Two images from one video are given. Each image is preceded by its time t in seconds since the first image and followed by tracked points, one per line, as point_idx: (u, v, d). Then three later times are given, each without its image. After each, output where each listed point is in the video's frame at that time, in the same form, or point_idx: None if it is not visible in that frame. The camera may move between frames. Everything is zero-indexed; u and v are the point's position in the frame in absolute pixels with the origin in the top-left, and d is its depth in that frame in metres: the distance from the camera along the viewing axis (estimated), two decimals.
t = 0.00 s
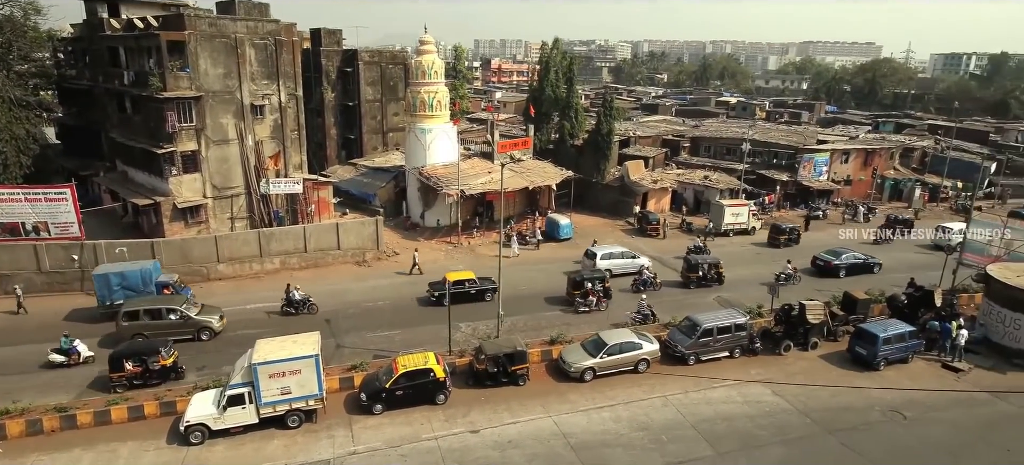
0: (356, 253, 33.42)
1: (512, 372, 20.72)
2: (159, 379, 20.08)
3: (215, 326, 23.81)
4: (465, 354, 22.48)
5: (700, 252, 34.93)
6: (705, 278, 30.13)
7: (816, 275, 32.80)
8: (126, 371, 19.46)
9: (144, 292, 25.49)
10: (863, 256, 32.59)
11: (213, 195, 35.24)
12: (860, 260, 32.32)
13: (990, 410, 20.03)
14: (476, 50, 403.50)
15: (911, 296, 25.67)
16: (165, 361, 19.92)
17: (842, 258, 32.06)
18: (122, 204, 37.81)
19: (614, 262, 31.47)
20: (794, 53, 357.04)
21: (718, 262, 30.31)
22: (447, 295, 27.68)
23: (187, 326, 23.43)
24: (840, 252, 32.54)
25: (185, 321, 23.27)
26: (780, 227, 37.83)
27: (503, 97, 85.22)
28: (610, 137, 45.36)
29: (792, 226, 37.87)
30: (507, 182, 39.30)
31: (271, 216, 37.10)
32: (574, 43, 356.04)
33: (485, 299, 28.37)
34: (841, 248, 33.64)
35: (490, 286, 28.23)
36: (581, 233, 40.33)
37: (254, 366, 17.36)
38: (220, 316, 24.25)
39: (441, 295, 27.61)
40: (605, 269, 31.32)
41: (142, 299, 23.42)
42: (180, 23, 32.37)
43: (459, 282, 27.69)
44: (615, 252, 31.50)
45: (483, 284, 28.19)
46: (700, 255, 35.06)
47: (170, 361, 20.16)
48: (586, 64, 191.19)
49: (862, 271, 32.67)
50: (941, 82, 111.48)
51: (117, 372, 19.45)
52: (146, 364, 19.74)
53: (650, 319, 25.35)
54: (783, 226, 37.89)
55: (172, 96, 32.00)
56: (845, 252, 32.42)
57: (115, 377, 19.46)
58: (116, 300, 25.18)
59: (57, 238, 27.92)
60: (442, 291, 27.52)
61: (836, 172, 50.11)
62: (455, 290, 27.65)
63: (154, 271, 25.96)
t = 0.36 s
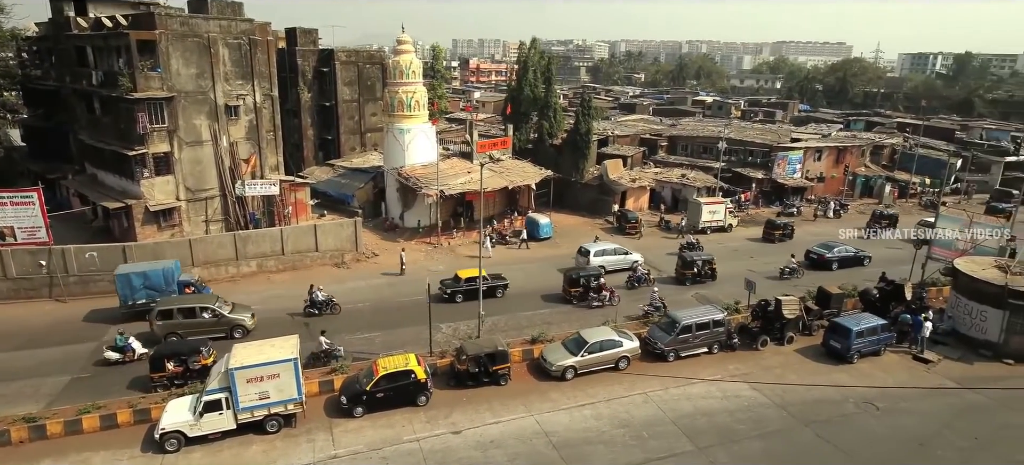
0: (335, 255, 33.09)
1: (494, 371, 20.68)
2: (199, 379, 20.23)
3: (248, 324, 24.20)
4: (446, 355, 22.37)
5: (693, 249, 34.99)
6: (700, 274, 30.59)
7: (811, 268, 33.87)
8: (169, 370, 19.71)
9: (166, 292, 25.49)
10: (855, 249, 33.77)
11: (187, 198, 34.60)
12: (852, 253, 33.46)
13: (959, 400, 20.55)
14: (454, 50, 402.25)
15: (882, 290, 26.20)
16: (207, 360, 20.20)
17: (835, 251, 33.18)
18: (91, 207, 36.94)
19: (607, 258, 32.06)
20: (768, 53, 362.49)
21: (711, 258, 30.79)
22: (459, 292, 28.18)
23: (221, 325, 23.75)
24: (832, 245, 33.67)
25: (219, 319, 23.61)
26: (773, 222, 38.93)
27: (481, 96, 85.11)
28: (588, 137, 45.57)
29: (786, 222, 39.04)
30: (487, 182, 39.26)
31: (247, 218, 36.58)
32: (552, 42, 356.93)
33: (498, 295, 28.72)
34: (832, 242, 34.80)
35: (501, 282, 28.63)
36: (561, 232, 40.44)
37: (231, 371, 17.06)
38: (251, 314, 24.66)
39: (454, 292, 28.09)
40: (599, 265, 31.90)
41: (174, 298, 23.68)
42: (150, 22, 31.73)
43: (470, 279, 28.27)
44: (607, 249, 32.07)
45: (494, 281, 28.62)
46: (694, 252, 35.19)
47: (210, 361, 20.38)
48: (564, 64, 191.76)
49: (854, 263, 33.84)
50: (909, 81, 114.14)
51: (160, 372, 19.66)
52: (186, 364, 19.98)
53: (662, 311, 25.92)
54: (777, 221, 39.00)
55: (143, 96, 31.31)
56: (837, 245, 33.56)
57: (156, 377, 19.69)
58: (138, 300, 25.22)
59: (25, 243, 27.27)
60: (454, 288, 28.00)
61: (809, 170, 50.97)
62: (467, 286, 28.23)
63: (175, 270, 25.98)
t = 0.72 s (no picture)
0: (320, 257, 32.85)
1: (481, 372, 20.63)
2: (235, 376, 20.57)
3: (278, 320, 24.54)
4: (433, 356, 22.27)
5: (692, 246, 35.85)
6: (700, 271, 31.00)
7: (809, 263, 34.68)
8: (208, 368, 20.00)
9: (191, 289, 25.76)
10: (850, 245, 34.69)
11: (169, 200, 34.13)
12: (848, 248, 34.35)
13: (939, 393, 20.87)
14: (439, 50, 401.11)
15: (863, 286, 26.48)
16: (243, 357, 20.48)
17: (831, 247, 34.04)
18: (70, 210, 36.32)
19: (603, 256, 32.38)
20: (751, 53, 365.89)
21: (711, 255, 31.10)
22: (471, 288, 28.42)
23: (252, 322, 24.10)
24: (828, 241, 34.53)
25: (250, 316, 23.96)
26: (775, 219, 39.64)
27: (467, 96, 85.02)
28: (574, 136, 45.66)
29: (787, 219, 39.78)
30: (473, 182, 39.21)
31: (230, 219, 36.06)
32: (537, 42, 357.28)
33: (509, 292, 29.10)
34: (827, 238, 35.63)
35: (513, 280, 28.97)
36: (547, 232, 40.49)
37: (215, 375, 16.84)
38: (280, 311, 24.99)
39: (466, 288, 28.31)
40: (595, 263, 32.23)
41: (205, 296, 23.96)
42: (130, 22, 31.27)
43: (483, 276, 28.45)
44: (604, 247, 32.39)
45: (506, 279, 28.93)
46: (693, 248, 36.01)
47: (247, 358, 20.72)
48: (549, 63, 192.00)
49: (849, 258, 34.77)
50: (888, 80, 115.88)
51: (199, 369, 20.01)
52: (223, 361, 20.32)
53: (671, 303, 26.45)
54: (778, 218, 39.76)
55: (122, 97, 30.82)
56: (832, 241, 34.42)
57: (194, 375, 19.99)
58: (164, 297, 25.50)
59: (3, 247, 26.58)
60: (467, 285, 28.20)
61: (792, 169, 51.53)
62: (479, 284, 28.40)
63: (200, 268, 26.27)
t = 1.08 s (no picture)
0: (305, 258, 32.58)
1: (468, 372, 20.57)
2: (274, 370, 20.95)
3: (310, 316, 25.01)
4: (420, 356, 22.16)
5: (695, 242, 36.33)
6: (703, 267, 31.59)
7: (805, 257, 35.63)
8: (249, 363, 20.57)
9: (220, 286, 25.96)
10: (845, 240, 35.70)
11: (149, 202, 33.62)
12: (843, 243, 35.33)
13: (918, 387, 21.19)
14: (423, 50, 399.70)
15: (845, 282, 26.73)
16: (281, 352, 20.89)
17: (828, 241, 35.01)
18: (47, 213, 35.63)
19: (597, 254, 32.73)
20: (733, 53, 369.18)
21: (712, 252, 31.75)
22: (485, 285, 28.86)
23: (286, 318, 24.53)
24: (824, 236, 35.46)
25: (283, 312, 24.40)
26: (778, 215, 40.64)
27: (451, 96, 84.82)
28: (559, 136, 45.70)
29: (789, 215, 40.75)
30: (458, 182, 39.14)
31: (213, 222, 35.67)
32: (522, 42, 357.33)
33: (522, 289, 29.52)
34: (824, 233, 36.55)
35: (525, 277, 29.46)
36: (533, 232, 40.50)
37: (199, 378, 16.62)
38: (311, 307, 25.42)
39: (479, 285, 28.78)
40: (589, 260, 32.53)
41: (238, 293, 24.31)
42: (108, 21, 30.79)
43: (496, 273, 29.00)
44: (598, 244, 32.77)
45: (519, 275, 29.44)
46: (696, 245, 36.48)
47: (284, 353, 21.06)
48: (534, 63, 191.97)
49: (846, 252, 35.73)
50: (868, 80, 117.57)
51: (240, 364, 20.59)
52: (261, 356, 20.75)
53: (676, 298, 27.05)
54: (780, 215, 40.75)
55: (101, 97, 30.30)
56: (828, 236, 35.37)
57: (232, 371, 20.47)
58: (195, 294, 25.64)
59: None
60: (480, 282, 28.70)
61: (774, 167, 52.03)
62: (492, 281, 28.89)
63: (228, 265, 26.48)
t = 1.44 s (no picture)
0: (294, 259, 32.39)
1: (459, 372, 20.52)
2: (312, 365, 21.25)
3: (343, 311, 25.67)
4: (410, 357, 22.06)
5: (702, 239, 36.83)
6: (709, 263, 32.20)
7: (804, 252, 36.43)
8: (286, 358, 20.76)
9: (252, 282, 26.64)
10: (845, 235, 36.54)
11: (135, 203, 33.23)
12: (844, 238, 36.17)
13: (903, 383, 21.41)
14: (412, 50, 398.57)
15: (832, 280, 26.92)
16: (319, 347, 21.40)
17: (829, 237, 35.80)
18: (30, 215, 35.11)
19: (593, 252, 32.89)
20: (721, 53, 371.53)
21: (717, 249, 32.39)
22: (500, 282, 29.22)
23: (320, 312, 25.14)
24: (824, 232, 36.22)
25: (317, 307, 24.98)
26: (784, 213, 41.59)
27: (441, 96, 84.66)
28: (549, 136, 45.70)
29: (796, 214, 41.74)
30: (448, 182, 39.07)
31: (200, 223, 35.32)
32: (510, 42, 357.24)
33: (536, 285, 29.89)
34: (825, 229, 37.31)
35: (540, 274, 29.80)
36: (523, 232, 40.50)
37: (186, 382, 16.45)
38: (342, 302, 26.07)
39: (495, 282, 29.14)
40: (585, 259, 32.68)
41: (272, 289, 24.93)
42: (91, 20, 30.42)
43: (511, 270, 29.37)
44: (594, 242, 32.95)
45: (533, 272, 29.79)
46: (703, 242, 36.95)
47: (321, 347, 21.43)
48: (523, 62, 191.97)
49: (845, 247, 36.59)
50: (853, 79, 118.84)
51: (276, 360, 20.82)
52: (300, 351, 21.01)
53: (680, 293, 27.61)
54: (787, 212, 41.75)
55: (85, 97, 29.89)
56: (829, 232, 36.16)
57: (274, 365, 20.74)
58: (228, 290, 26.24)
59: None
60: (496, 278, 29.07)
61: (762, 166, 52.36)
62: (507, 277, 29.26)
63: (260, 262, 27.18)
